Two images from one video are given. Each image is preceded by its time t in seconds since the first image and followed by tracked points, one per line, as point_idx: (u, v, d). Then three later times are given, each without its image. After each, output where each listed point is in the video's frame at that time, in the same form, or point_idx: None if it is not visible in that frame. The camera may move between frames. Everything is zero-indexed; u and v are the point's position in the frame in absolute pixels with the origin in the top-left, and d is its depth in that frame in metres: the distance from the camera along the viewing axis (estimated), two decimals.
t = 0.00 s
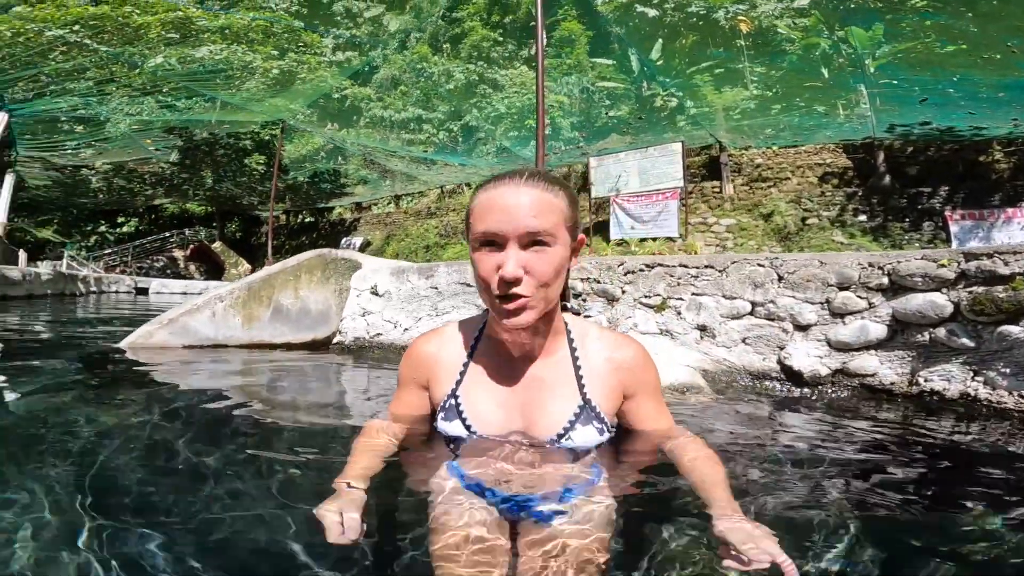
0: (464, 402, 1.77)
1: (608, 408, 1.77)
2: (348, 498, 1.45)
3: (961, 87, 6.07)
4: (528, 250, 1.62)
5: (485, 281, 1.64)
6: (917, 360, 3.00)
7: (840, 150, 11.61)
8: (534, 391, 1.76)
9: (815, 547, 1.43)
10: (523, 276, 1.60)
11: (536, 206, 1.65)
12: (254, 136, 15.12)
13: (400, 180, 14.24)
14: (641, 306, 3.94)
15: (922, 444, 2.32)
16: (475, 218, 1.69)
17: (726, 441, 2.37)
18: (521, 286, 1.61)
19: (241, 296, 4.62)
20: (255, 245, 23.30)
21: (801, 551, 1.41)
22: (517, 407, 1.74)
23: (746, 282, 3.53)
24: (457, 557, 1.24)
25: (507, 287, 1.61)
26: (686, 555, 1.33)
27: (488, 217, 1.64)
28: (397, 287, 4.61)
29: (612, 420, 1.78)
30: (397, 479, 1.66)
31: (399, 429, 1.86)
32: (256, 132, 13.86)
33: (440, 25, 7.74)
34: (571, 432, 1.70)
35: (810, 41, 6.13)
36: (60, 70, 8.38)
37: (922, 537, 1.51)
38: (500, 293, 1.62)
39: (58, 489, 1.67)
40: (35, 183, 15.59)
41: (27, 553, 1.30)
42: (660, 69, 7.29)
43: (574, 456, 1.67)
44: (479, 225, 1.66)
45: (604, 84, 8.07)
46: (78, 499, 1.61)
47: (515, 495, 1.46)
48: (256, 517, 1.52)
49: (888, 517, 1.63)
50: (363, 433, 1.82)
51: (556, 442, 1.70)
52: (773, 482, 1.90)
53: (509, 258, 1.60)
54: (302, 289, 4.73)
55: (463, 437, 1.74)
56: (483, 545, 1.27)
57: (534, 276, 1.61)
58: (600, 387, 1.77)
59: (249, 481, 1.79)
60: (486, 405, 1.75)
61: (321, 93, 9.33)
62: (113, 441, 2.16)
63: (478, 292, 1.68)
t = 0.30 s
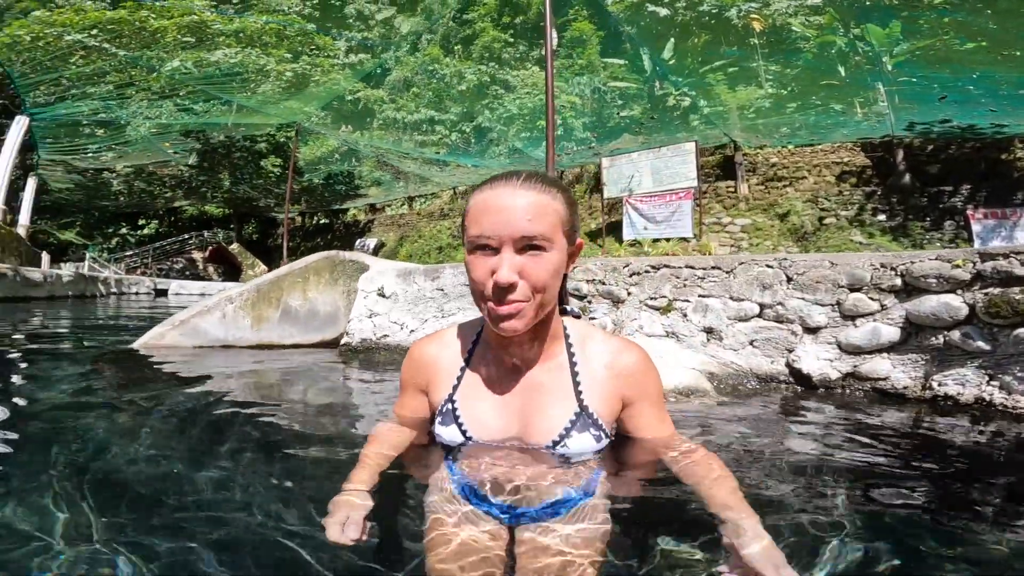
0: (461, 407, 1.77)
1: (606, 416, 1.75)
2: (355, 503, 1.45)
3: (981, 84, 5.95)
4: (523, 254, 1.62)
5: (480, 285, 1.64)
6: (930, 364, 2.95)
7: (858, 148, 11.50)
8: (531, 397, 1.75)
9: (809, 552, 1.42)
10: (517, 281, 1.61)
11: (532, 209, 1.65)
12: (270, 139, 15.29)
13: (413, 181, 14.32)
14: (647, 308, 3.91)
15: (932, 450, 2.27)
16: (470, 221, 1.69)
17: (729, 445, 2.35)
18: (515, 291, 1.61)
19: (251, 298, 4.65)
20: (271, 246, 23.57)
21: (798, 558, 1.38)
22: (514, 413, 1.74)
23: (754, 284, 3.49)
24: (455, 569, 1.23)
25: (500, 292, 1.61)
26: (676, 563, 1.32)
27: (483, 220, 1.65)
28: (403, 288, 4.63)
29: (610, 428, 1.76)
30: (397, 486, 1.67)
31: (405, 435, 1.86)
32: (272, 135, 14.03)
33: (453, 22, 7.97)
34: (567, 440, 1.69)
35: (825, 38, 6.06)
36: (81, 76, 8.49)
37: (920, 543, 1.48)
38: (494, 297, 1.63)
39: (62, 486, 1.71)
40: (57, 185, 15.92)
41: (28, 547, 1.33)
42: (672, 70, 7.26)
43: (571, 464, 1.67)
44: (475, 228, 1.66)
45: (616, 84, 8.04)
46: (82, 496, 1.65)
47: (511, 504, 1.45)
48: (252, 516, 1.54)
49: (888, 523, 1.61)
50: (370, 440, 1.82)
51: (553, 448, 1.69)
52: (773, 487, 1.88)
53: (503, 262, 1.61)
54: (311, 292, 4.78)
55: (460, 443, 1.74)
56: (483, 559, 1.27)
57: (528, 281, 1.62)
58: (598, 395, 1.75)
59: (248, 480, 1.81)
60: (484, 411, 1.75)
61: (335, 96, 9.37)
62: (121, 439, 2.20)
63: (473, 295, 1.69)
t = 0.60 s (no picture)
0: (456, 403, 1.77)
1: (601, 421, 1.75)
2: (357, 504, 1.47)
3: (1006, 79, 5.80)
4: (523, 252, 1.62)
5: (480, 281, 1.65)
6: (946, 367, 2.89)
7: (880, 146, 11.30)
8: (526, 397, 1.75)
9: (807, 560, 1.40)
10: (516, 278, 1.61)
11: (535, 208, 1.64)
12: (288, 142, 15.48)
13: (429, 182, 14.38)
14: (653, 309, 3.88)
15: (943, 455, 2.24)
16: (474, 216, 1.69)
17: (732, 449, 2.33)
18: (513, 288, 1.62)
19: (262, 298, 4.70)
20: (290, 247, 23.86)
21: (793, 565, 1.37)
22: (508, 413, 1.74)
23: (762, 284, 3.45)
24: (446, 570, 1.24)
25: (498, 289, 1.62)
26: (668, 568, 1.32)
27: (486, 216, 1.65)
28: (410, 289, 4.66)
29: (604, 432, 1.76)
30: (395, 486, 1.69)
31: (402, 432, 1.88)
32: (290, 137, 14.18)
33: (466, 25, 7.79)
34: (557, 442, 1.69)
35: (844, 35, 5.95)
36: (105, 80, 8.61)
37: (926, 552, 1.45)
38: (492, 293, 1.63)
39: (71, 480, 1.75)
40: (83, 189, 16.29)
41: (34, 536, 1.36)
42: (688, 68, 7.20)
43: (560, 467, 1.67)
44: (478, 224, 1.66)
45: (630, 83, 7.98)
46: (88, 490, 1.68)
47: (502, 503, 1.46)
48: (252, 513, 1.56)
49: (892, 530, 1.58)
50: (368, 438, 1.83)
51: (541, 451, 1.69)
52: (774, 492, 1.86)
53: (503, 259, 1.61)
54: (321, 292, 4.83)
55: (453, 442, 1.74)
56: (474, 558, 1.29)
57: (527, 279, 1.62)
58: (594, 400, 1.74)
59: (250, 479, 1.83)
60: (479, 409, 1.75)
61: (350, 98, 9.41)
62: (132, 438, 2.25)
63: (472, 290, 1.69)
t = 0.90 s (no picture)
0: (456, 403, 1.78)
1: (602, 419, 1.75)
2: (346, 501, 1.48)
3: None
4: (533, 249, 1.63)
5: (487, 277, 1.64)
6: (966, 371, 2.83)
7: (906, 143, 11.09)
8: (528, 396, 1.76)
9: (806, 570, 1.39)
10: (526, 274, 1.61)
11: (543, 206, 1.65)
12: (307, 144, 15.70)
13: (446, 183, 14.44)
14: (662, 310, 3.86)
15: (957, 462, 2.19)
16: (483, 214, 1.69)
17: (738, 455, 2.31)
18: (523, 285, 1.61)
19: (276, 300, 4.74)
20: (310, 248, 24.18)
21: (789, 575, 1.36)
22: (509, 412, 1.75)
23: (774, 286, 3.42)
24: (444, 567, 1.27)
25: (508, 284, 1.61)
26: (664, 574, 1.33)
27: (495, 213, 1.65)
28: (421, 290, 4.69)
29: (606, 431, 1.76)
30: (395, 486, 1.71)
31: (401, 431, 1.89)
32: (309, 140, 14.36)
33: (481, 27, 7.85)
34: (559, 441, 1.70)
35: (866, 32, 5.83)
36: (131, 85, 8.81)
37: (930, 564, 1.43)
38: (501, 289, 1.62)
39: (87, 481, 1.80)
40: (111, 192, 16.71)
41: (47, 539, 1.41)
42: (705, 66, 7.13)
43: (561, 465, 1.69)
44: (487, 221, 1.66)
45: (647, 82, 7.93)
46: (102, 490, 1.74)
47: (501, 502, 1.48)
48: (256, 514, 1.60)
49: (898, 541, 1.56)
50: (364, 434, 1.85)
51: (543, 449, 1.70)
52: (779, 498, 1.85)
53: (513, 256, 1.61)
54: (334, 294, 4.87)
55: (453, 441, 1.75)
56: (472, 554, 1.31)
57: (537, 276, 1.62)
58: (594, 398, 1.74)
59: (257, 480, 1.87)
60: (479, 409, 1.76)
61: (367, 100, 9.46)
62: (149, 437, 2.31)
63: (480, 288, 1.68)
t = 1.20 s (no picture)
0: (462, 403, 1.79)
1: (610, 418, 1.75)
2: (338, 498, 1.47)
3: None
4: (555, 254, 1.62)
5: (508, 281, 1.63)
6: (990, 375, 2.76)
7: (936, 140, 10.83)
8: (535, 396, 1.76)
9: (815, 567, 1.35)
10: (549, 279, 1.60)
11: (564, 211, 1.65)
12: (328, 146, 15.90)
13: (465, 184, 14.49)
14: (675, 311, 3.82)
15: (979, 463, 2.12)
16: (503, 217, 1.67)
17: (747, 454, 2.28)
18: (546, 290, 1.61)
19: (294, 300, 4.83)
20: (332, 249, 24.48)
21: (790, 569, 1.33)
22: (515, 412, 1.74)
23: (791, 286, 3.38)
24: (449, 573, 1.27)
25: (532, 289, 1.60)
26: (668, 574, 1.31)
27: (517, 216, 1.63)
28: (435, 290, 4.71)
29: (612, 428, 1.75)
30: (405, 487, 1.72)
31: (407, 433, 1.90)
32: (330, 142, 14.54)
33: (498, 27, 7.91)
34: (566, 439, 1.69)
35: (891, 27, 5.70)
36: (159, 88, 9.02)
37: (944, 564, 1.38)
38: (524, 294, 1.61)
39: (102, 472, 1.85)
40: (141, 195, 17.16)
41: (59, 527, 1.45)
42: (725, 64, 7.03)
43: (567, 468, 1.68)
44: (508, 224, 1.64)
45: (666, 81, 7.86)
46: (116, 481, 1.78)
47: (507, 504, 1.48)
48: (264, 508, 1.62)
49: (912, 538, 1.51)
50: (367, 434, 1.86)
51: (548, 449, 1.69)
52: (792, 494, 1.81)
53: (537, 260, 1.60)
54: (350, 293, 4.93)
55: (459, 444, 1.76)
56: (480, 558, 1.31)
57: (558, 281, 1.62)
58: (601, 395, 1.75)
59: (267, 475, 1.90)
60: (484, 409, 1.76)
61: (386, 102, 9.53)
62: (166, 432, 2.36)
63: (498, 290, 1.66)
